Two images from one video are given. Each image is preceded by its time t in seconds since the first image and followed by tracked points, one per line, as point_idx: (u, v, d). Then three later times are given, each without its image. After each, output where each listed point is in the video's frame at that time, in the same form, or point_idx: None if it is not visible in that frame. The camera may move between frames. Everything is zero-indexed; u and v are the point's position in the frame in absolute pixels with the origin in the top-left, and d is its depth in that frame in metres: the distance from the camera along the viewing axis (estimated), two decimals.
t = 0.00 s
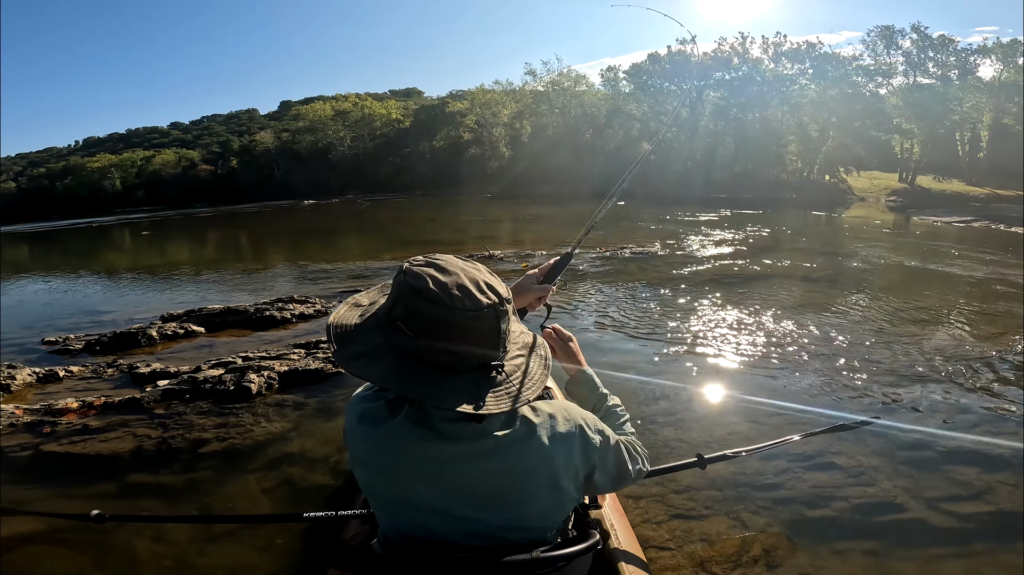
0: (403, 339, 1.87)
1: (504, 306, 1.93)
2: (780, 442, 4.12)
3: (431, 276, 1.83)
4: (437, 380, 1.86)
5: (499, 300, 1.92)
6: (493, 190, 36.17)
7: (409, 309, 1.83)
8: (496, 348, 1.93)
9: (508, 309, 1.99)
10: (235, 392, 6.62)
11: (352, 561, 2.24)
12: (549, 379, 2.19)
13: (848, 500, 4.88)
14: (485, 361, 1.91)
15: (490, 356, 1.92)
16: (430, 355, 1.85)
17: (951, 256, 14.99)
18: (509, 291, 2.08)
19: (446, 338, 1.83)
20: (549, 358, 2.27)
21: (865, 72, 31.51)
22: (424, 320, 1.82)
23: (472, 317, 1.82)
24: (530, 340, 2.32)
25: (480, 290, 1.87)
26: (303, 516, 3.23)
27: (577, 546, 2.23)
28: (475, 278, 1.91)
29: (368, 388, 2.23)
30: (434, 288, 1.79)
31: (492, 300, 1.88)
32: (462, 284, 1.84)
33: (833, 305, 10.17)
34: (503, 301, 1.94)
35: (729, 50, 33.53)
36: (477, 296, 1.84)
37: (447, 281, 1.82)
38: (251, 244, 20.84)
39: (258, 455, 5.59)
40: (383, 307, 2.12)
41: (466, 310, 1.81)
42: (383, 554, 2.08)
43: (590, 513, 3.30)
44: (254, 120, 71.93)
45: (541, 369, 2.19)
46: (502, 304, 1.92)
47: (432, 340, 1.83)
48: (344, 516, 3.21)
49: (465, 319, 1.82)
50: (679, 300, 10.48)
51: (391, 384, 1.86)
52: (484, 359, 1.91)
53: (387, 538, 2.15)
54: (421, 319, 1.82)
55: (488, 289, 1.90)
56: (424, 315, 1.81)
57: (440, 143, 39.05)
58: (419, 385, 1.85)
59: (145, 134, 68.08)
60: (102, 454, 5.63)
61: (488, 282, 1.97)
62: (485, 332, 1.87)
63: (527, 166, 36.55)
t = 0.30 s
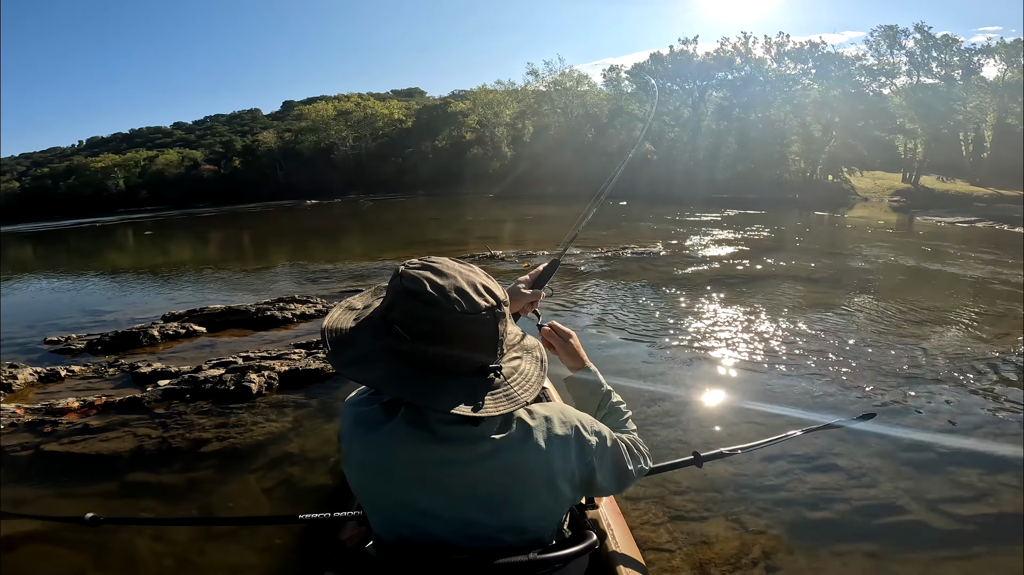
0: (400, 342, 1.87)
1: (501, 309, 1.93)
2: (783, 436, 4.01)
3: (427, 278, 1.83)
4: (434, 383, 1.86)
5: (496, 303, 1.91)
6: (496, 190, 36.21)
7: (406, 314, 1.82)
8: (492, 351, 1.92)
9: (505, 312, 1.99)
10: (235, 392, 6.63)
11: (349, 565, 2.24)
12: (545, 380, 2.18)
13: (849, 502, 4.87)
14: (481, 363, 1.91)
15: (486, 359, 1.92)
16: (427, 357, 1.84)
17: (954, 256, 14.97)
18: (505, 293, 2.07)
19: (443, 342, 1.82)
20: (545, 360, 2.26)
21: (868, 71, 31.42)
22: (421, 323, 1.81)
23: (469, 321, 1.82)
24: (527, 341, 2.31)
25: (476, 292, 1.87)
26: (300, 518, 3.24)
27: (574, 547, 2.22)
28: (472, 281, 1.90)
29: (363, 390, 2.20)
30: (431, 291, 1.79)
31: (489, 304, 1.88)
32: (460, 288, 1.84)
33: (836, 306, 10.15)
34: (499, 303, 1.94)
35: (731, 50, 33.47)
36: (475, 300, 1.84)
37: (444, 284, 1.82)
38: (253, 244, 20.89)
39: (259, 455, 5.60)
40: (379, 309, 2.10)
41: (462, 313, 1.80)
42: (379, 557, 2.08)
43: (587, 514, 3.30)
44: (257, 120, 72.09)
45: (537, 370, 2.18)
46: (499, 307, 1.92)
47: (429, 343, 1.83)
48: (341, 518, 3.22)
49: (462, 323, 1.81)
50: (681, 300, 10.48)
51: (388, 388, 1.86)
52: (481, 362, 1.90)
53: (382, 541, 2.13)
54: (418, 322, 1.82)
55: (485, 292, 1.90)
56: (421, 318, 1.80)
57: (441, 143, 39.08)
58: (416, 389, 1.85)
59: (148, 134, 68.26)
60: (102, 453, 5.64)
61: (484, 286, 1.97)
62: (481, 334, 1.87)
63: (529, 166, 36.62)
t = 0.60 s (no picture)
0: (389, 342, 1.86)
1: (489, 307, 1.93)
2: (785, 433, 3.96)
3: (414, 279, 1.82)
4: (423, 383, 1.85)
5: (483, 303, 1.91)
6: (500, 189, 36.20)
7: (394, 314, 1.82)
8: (480, 350, 1.92)
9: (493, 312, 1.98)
10: (237, 390, 6.66)
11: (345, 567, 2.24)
12: (536, 379, 2.16)
13: (851, 505, 4.85)
14: (469, 363, 1.90)
15: (475, 359, 1.91)
16: (414, 356, 1.84)
17: (960, 257, 14.88)
18: (493, 292, 2.07)
19: (430, 342, 1.82)
20: (536, 359, 2.25)
21: (875, 71, 31.13)
22: (408, 324, 1.81)
23: (456, 320, 1.81)
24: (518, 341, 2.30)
25: (463, 292, 1.87)
26: (296, 520, 3.24)
27: (569, 547, 2.23)
28: (458, 281, 1.90)
29: (355, 392, 2.20)
30: (418, 291, 1.79)
31: (476, 302, 1.87)
32: (446, 287, 1.84)
33: (840, 307, 10.11)
34: (487, 302, 1.93)
35: (737, 50, 33.32)
36: (462, 299, 1.83)
37: (430, 284, 1.82)
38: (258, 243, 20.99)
39: (259, 454, 5.61)
40: (369, 310, 2.10)
41: (449, 313, 1.80)
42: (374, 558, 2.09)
43: (582, 515, 3.30)
44: (262, 120, 72.41)
45: (527, 368, 2.17)
46: (486, 306, 1.91)
47: (417, 342, 1.82)
48: (335, 518, 3.23)
49: (449, 323, 1.81)
50: (684, 301, 10.46)
51: (378, 389, 1.85)
52: (470, 362, 1.89)
53: (377, 543, 2.14)
54: (404, 323, 1.81)
55: (472, 290, 1.89)
56: (408, 319, 1.80)
57: (445, 143, 39.11)
58: (406, 390, 1.84)
59: (154, 134, 68.54)
60: (104, 452, 5.66)
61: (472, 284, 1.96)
62: (469, 334, 1.87)
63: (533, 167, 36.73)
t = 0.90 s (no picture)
0: (379, 340, 1.87)
1: (479, 303, 1.92)
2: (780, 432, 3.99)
3: (403, 277, 1.83)
4: (415, 380, 1.85)
5: (473, 299, 1.91)
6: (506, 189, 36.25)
7: (384, 312, 1.83)
8: (472, 347, 1.91)
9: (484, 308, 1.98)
10: (242, 389, 6.69)
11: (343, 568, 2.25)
12: (532, 376, 2.15)
13: (855, 508, 4.82)
14: (461, 360, 1.90)
15: (466, 355, 1.91)
16: (404, 354, 1.84)
17: (969, 258, 14.79)
18: (487, 289, 2.07)
19: (420, 339, 1.82)
20: (533, 357, 2.24)
21: (883, 71, 31.13)
22: (397, 320, 1.81)
23: (445, 316, 1.82)
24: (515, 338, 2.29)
25: (452, 288, 1.87)
26: (294, 520, 3.25)
27: (569, 546, 2.23)
28: (448, 277, 1.90)
29: (354, 392, 2.21)
30: (406, 289, 1.80)
31: (464, 298, 1.87)
32: (435, 284, 1.84)
33: (847, 308, 10.07)
34: (477, 299, 1.93)
35: (743, 50, 33.26)
36: (450, 295, 1.83)
37: (418, 282, 1.83)
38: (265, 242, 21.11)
39: (263, 453, 5.63)
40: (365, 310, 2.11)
41: (438, 309, 1.80)
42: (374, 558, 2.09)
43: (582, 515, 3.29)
44: (269, 119, 72.79)
45: (523, 366, 2.15)
46: (476, 303, 1.91)
47: (407, 339, 1.82)
48: (334, 519, 3.23)
49: (438, 319, 1.81)
50: (688, 301, 10.45)
51: (369, 385, 1.86)
52: (461, 359, 1.89)
53: (376, 544, 2.13)
54: (394, 320, 1.82)
55: (462, 287, 1.89)
56: (398, 317, 1.81)
57: (451, 143, 39.24)
58: (396, 387, 1.84)
59: (162, 134, 68.89)
60: (109, 450, 5.69)
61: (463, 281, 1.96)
62: (458, 330, 1.87)
63: (539, 167, 36.87)
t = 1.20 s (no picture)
0: (379, 338, 1.87)
1: (477, 301, 1.92)
2: (776, 430, 4.04)
3: (402, 276, 1.83)
4: (413, 377, 1.86)
5: (470, 298, 1.90)
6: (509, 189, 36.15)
7: (383, 310, 1.83)
8: (470, 345, 1.91)
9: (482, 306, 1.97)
10: (245, 388, 6.71)
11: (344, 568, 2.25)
12: (531, 375, 2.13)
13: (858, 509, 4.81)
14: (459, 357, 1.90)
15: (464, 352, 1.90)
16: (403, 351, 1.85)
17: (977, 260, 14.61)
18: (485, 287, 2.06)
19: (417, 337, 1.82)
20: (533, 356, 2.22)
21: (890, 71, 30.08)
22: (396, 319, 1.81)
23: (442, 314, 1.81)
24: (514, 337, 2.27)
25: (450, 286, 1.86)
26: (295, 520, 3.26)
27: (569, 545, 2.23)
28: (446, 275, 1.90)
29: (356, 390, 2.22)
30: (404, 287, 1.80)
31: (462, 297, 1.86)
32: (434, 282, 1.84)
33: (852, 309, 10.01)
34: (475, 297, 1.93)
35: (748, 50, 32.94)
36: (448, 293, 1.83)
37: (417, 279, 1.83)
38: (269, 242, 21.15)
39: (266, 452, 5.65)
40: (366, 309, 2.12)
41: (435, 308, 1.80)
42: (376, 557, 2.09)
43: (582, 514, 3.30)
44: (274, 119, 72.92)
45: (521, 364, 2.13)
46: (474, 300, 1.91)
47: (405, 337, 1.82)
48: (335, 519, 3.25)
49: (435, 318, 1.80)
50: (692, 302, 10.42)
51: (368, 382, 1.86)
52: (459, 356, 1.89)
53: (378, 542, 2.14)
54: (393, 318, 1.82)
55: (460, 284, 1.89)
56: (397, 315, 1.81)
57: (454, 143, 39.21)
58: (395, 384, 1.85)
59: (168, 134, 69.03)
60: (113, 449, 5.71)
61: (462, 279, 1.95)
62: (456, 328, 1.86)
63: (543, 167, 36.80)
